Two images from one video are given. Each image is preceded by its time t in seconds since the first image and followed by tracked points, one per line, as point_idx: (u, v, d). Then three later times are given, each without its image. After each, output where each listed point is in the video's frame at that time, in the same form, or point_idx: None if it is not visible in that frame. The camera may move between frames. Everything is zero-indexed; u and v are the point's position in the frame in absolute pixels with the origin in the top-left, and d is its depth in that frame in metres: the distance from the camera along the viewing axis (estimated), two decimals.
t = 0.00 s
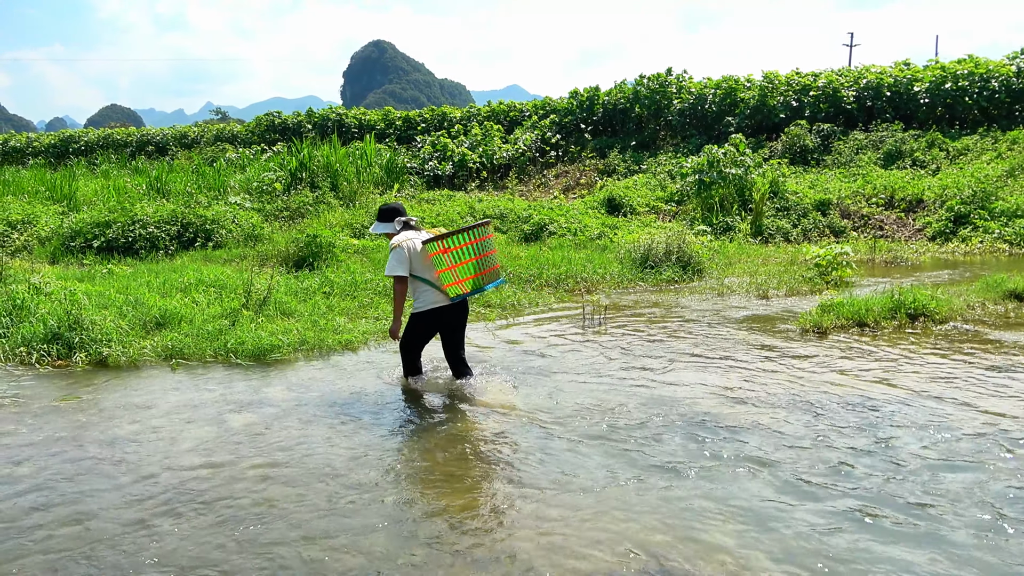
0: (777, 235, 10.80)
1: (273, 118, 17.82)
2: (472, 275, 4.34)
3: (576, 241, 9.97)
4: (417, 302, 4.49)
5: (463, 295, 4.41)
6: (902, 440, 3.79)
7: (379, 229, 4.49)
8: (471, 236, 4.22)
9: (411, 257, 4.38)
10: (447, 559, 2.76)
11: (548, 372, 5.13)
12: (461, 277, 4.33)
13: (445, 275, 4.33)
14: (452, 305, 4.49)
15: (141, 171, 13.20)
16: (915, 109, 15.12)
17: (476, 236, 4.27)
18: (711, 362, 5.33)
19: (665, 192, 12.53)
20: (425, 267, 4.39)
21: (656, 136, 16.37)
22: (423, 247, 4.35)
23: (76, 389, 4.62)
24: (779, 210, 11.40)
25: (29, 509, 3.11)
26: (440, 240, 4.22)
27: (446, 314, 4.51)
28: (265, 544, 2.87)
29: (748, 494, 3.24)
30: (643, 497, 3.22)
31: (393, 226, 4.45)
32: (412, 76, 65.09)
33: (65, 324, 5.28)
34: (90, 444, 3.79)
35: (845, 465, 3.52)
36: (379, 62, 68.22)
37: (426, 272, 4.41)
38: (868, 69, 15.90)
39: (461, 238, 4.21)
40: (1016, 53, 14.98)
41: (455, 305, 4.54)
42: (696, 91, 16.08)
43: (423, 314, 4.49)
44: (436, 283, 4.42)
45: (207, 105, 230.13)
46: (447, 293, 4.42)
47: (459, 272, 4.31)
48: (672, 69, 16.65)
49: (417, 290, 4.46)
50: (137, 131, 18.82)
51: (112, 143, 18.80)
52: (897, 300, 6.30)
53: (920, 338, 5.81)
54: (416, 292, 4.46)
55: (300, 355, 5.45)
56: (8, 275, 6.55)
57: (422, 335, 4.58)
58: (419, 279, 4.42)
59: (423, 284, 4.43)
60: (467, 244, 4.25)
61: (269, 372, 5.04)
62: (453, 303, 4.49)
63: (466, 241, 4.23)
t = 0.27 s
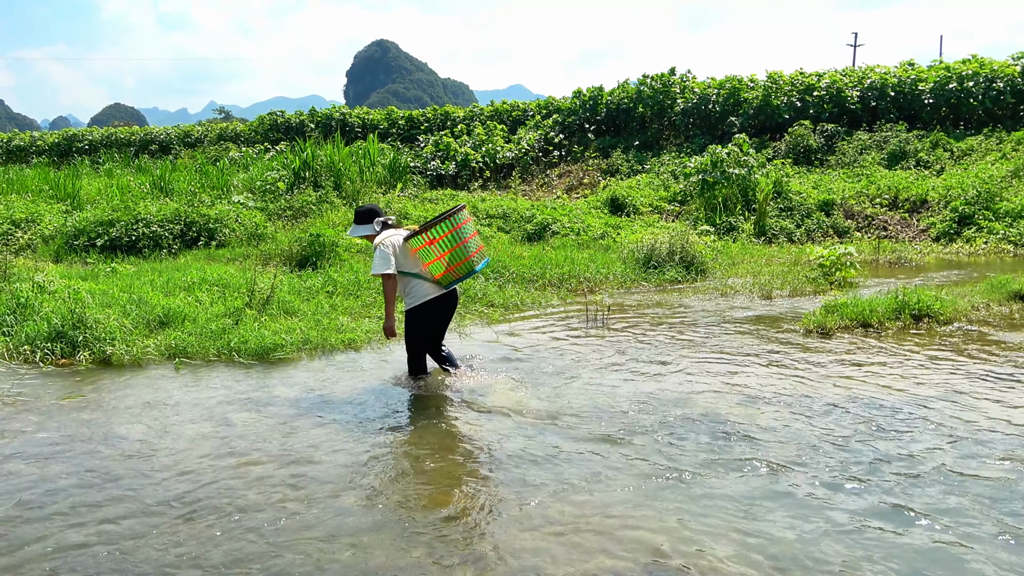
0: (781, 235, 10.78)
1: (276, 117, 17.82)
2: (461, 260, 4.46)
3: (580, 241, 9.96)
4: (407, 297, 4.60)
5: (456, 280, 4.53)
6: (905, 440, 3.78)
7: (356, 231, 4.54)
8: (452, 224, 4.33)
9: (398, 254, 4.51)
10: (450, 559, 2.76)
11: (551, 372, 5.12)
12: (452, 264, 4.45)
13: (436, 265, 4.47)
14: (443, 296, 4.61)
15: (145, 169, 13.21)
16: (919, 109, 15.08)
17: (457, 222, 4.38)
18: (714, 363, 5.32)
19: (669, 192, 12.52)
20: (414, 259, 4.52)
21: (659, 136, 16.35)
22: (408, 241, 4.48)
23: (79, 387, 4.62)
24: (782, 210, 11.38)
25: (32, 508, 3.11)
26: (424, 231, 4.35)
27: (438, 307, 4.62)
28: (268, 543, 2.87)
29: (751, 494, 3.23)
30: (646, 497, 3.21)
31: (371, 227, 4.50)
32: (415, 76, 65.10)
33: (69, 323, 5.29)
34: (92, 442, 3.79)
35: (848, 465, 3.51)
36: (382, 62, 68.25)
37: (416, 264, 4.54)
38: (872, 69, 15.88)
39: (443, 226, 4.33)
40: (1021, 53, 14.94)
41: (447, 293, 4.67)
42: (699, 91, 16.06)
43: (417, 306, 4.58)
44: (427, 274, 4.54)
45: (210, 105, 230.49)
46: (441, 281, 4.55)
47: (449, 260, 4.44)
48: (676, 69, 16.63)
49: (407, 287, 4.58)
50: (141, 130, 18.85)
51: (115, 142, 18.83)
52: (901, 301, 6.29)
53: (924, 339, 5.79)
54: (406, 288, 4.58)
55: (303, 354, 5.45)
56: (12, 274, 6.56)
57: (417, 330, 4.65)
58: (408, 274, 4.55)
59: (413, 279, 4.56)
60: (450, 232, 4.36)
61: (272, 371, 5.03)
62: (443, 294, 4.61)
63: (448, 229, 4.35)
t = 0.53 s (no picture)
0: (784, 236, 10.76)
1: (279, 117, 17.84)
2: (461, 258, 4.48)
3: (583, 241, 9.95)
4: (405, 297, 4.61)
5: (455, 280, 4.54)
6: (911, 441, 3.76)
7: (353, 233, 4.57)
8: (452, 222, 4.36)
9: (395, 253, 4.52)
10: (454, 560, 2.74)
11: (554, 372, 5.11)
12: (451, 262, 4.46)
13: (435, 264, 4.48)
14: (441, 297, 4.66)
15: (149, 169, 13.23)
16: (923, 110, 15.05)
17: (457, 221, 4.42)
18: (717, 363, 5.31)
19: (672, 193, 12.51)
20: (413, 258, 4.53)
21: (663, 137, 16.34)
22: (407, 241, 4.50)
23: (82, 386, 4.62)
24: (786, 211, 11.36)
25: (35, 506, 3.11)
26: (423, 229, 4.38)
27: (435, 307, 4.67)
28: (271, 543, 2.86)
29: (756, 496, 3.22)
30: (651, 498, 3.20)
31: (366, 228, 4.54)
32: (419, 76, 65.13)
33: (73, 322, 5.30)
34: (96, 442, 3.79)
35: (854, 467, 3.49)
36: (385, 62, 68.30)
37: (415, 264, 4.55)
38: (877, 70, 15.85)
39: (443, 224, 4.35)
40: None
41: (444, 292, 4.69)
42: (703, 92, 16.04)
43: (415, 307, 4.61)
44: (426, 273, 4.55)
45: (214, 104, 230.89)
46: (440, 280, 4.56)
47: (448, 258, 4.45)
48: (679, 69, 16.62)
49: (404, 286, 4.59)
50: (145, 129, 18.89)
51: (120, 141, 18.87)
52: (906, 302, 6.27)
53: (929, 340, 5.77)
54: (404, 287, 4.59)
55: (306, 354, 5.44)
56: (16, 272, 6.57)
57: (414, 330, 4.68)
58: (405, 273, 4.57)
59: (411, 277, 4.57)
60: (450, 230, 4.39)
61: (275, 371, 5.03)
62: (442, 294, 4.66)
63: (448, 227, 4.37)
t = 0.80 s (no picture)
0: (788, 237, 10.75)
1: (284, 116, 17.87)
2: (461, 258, 4.61)
3: (586, 241, 9.96)
4: (405, 299, 4.64)
5: (455, 279, 4.66)
6: (916, 444, 3.75)
7: (346, 241, 4.53)
8: (453, 223, 4.51)
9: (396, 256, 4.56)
10: (456, 561, 2.74)
11: (557, 372, 5.12)
12: (453, 262, 4.59)
13: (437, 264, 4.59)
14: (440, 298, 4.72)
15: (154, 168, 13.27)
16: (929, 111, 15.01)
17: (458, 223, 4.58)
18: (720, 364, 5.30)
19: (676, 193, 12.50)
20: (414, 260, 4.61)
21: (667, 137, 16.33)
22: (407, 243, 4.59)
23: (88, 385, 4.64)
24: (790, 212, 11.35)
25: (38, 506, 3.11)
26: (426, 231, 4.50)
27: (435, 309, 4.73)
28: (274, 543, 2.86)
29: (760, 498, 3.21)
30: (654, 500, 3.19)
31: (360, 235, 4.51)
32: (423, 76, 65.16)
33: (78, 321, 5.31)
34: (100, 440, 3.80)
35: (858, 469, 3.48)
36: (389, 62, 68.37)
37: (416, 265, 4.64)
38: (882, 70, 15.82)
39: (445, 225, 4.49)
40: None
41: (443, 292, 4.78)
42: (707, 92, 16.02)
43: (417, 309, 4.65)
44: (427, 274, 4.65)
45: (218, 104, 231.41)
46: (441, 280, 4.67)
47: (450, 259, 4.57)
48: (683, 69, 16.61)
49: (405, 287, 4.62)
50: (150, 129, 18.95)
51: (124, 140, 18.93)
52: (910, 304, 6.26)
53: (933, 342, 5.76)
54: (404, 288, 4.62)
55: (310, 353, 5.46)
56: (22, 271, 6.60)
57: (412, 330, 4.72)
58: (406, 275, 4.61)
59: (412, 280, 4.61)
60: (453, 231, 4.53)
61: (279, 370, 5.05)
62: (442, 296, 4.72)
63: (451, 228, 4.51)
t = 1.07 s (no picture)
0: (792, 238, 10.73)
1: (287, 117, 17.90)
2: (449, 244, 4.76)
3: (590, 242, 9.94)
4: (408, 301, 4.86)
5: (450, 265, 4.80)
6: (920, 445, 3.74)
7: (338, 268, 4.96)
8: (430, 213, 4.72)
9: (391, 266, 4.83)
10: (460, 561, 2.74)
11: (560, 373, 5.11)
12: (443, 250, 4.74)
13: (430, 257, 4.76)
14: (443, 297, 4.97)
15: (157, 168, 13.29)
16: (933, 112, 14.98)
17: (436, 215, 4.78)
18: (723, 365, 5.30)
19: (680, 194, 12.48)
20: (407, 262, 4.82)
21: (670, 138, 16.31)
22: (398, 249, 4.85)
23: (91, 384, 4.65)
24: (794, 213, 11.33)
25: (43, 505, 3.12)
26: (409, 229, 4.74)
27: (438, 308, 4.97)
28: (278, 542, 2.86)
29: (764, 499, 3.20)
30: (658, 501, 3.19)
31: (350, 259, 4.96)
32: (426, 76, 65.19)
33: (82, 320, 5.32)
34: (104, 439, 3.81)
35: (862, 471, 3.47)
36: (393, 62, 68.41)
37: (412, 266, 4.84)
38: (886, 72, 15.79)
39: (423, 218, 4.72)
40: None
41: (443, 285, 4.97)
42: (710, 93, 16.00)
43: (423, 309, 4.87)
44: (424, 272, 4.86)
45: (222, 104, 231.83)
46: (439, 271, 4.82)
47: (438, 246, 4.73)
48: (687, 70, 16.60)
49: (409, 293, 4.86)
50: (154, 129, 18.98)
51: (128, 140, 18.95)
52: (914, 305, 6.25)
53: (937, 344, 5.74)
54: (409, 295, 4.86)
55: (313, 353, 5.46)
56: (26, 270, 6.61)
57: (418, 329, 4.91)
58: (409, 280, 4.83)
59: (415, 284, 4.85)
60: (433, 222, 4.73)
61: (282, 370, 5.05)
62: (444, 294, 5.00)
63: (430, 219, 4.72)
